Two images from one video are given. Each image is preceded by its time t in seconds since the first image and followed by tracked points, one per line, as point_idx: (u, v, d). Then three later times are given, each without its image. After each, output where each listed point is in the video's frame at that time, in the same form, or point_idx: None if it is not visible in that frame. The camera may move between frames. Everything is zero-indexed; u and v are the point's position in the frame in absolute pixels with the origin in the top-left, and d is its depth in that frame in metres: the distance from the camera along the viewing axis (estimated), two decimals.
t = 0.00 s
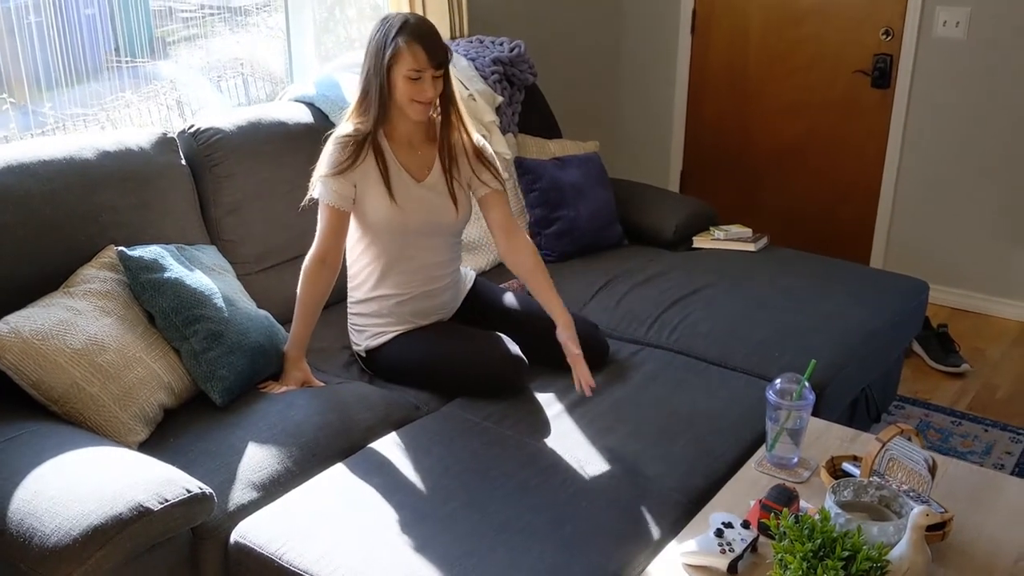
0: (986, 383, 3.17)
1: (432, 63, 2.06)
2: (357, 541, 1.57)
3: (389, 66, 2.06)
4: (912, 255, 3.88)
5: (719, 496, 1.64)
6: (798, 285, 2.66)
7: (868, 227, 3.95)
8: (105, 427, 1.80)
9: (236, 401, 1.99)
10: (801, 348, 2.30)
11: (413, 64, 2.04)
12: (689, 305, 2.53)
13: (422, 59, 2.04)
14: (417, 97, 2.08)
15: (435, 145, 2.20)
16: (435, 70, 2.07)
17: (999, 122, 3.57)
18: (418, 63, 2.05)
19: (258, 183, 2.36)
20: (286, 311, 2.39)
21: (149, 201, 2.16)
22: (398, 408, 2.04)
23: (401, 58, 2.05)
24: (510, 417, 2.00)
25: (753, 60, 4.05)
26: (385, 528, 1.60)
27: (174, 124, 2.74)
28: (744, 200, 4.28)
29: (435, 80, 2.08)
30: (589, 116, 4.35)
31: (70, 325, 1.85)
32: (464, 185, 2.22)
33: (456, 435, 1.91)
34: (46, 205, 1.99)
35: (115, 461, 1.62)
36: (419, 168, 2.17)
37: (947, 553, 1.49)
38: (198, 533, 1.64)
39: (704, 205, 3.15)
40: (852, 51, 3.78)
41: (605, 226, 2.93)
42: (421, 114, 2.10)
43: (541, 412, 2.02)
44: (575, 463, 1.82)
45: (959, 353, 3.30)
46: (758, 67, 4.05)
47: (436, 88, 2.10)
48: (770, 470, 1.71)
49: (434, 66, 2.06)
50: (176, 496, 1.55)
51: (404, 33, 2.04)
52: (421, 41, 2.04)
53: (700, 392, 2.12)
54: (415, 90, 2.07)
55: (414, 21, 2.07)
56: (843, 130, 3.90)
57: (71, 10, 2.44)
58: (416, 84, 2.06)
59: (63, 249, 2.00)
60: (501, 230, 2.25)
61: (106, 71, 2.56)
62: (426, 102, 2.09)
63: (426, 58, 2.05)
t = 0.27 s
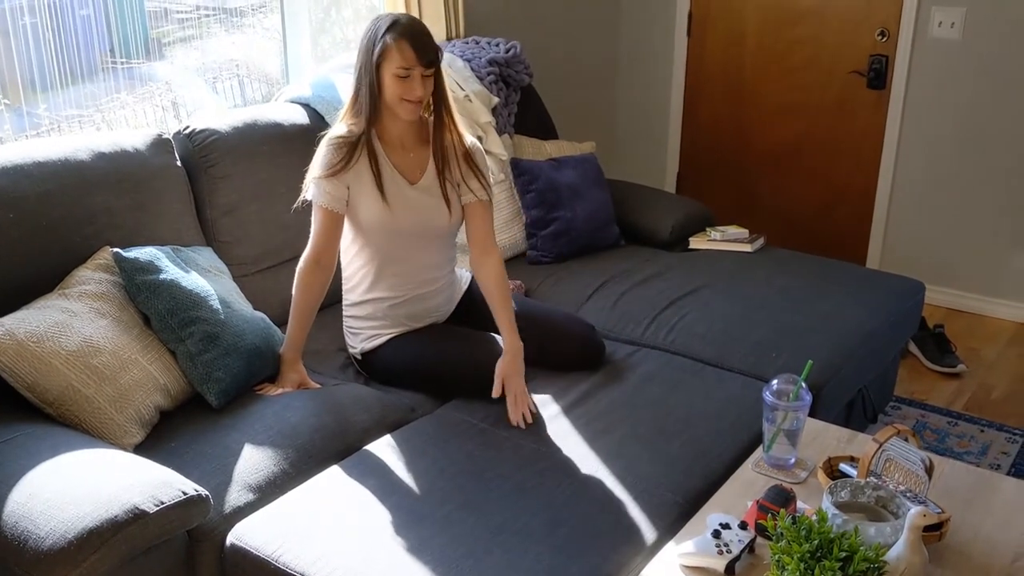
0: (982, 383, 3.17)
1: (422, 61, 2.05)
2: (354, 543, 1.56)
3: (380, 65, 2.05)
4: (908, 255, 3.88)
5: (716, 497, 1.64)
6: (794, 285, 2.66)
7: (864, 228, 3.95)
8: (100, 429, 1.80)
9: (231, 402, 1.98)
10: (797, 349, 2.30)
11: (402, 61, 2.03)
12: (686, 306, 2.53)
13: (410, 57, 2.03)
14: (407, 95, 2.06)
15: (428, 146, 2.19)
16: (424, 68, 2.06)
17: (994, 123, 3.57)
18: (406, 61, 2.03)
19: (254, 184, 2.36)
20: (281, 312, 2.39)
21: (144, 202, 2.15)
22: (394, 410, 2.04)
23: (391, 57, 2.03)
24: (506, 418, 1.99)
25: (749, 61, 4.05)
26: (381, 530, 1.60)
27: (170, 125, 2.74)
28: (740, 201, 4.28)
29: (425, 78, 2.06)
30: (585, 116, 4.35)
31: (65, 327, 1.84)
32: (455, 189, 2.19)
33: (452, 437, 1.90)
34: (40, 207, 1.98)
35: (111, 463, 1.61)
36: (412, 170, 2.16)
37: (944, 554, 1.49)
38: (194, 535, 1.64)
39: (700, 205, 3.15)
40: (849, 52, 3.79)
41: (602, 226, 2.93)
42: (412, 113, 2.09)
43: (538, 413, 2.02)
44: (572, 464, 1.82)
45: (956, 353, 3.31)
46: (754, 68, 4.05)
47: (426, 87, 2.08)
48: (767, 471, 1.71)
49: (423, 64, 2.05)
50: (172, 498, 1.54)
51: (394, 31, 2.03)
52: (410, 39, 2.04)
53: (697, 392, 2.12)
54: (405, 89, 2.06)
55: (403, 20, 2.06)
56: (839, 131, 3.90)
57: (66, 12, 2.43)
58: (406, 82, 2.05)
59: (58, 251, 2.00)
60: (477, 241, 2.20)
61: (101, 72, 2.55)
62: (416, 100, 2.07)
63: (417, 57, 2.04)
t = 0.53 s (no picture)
0: (982, 383, 3.17)
1: (404, 55, 2.06)
2: (353, 544, 1.56)
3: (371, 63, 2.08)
4: (908, 255, 3.88)
5: (716, 498, 1.64)
6: (795, 286, 2.66)
7: (864, 228, 3.95)
8: (99, 430, 1.80)
9: (231, 403, 1.98)
10: (797, 349, 2.30)
11: (385, 54, 2.05)
12: (685, 307, 2.53)
13: (391, 49, 2.05)
14: (390, 90, 2.08)
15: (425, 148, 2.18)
16: (406, 62, 2.07)
17: (993, 123, 3.57)
18: (386, 54, 2.05)
19: (253, 185, 2.36)
20: (281, 312, 2.39)
21: (143, 202, 2.15)
22: (393, 410, 2.03)
23: (379, 53, 2.06)
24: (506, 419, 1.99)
25: (748, 61, 4.05)
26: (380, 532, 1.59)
27: (170, 125, 2.74)
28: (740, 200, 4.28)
29: (408, 71, 2.07)
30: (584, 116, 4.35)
31: (64, 328, 1.84)
32: (454, 189, 2.18)
33: (451, 438, 1.90)
34: (39, 207, 1.98)
35: (110, 464, 1.61)
36: (412, 171, 2.16)
37: (944, 554, 1.49)
38: (193, 536, 1.63)
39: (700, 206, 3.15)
40: (849, 52, 3.79)
41: (602, 226, 2.93)
42: (399, 107, 2.09)
43: (537, 414, 2.01)
44: (571, 465, 1.82)
45: (955, 353, 3.30)
46: (753, 68, 4.05)
47: (414, 81, 2.09)
48: (767, 471, 1.71)
49: (405, 57, 2.06)
50: (171, 499, 1.54)
51: (382, 28, 2.06)
52: (398, 35, 2.06)
53: (696, 393, 2.12)
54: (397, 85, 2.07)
55: (390, 18, 2.09)
56: (839, 131, 3.90)
57: (65, 12, 2.43)
58: (390, 75, 2.07)
59: (58, 251, 2.00)
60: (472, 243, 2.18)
61: (100, 72, 2.55)
62: (401, 94, 2.08)
63: (403, 51, 2.06)
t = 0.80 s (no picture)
0: (981, 383, 3.17)
1: (401, 53, 2.06)
2: (352, 544, 1.56)
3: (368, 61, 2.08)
4: (907, 255, 3.88)
5: (715, 498, 1.64)
6: (794, 285, 2.66)
7: (864, 227, 3.95)
8: (96, 429, 1.79)
9: (229, 403, 1.98)
10: (796, 349, 2.29)
11: (382, 53, 2.05)
12: (685, 306, 2.53)
13: (388, 48, 2.05)
14: (386, 88, 2.07)
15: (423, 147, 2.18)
16: (403, 61, 2.06)
17: (993, 122, 3.57)
18: (382, 53, 2.05)
19: (251, 184, 2.35)
20: (279, 312, 2.38)
21: (141, 202, 2.15)
22: (391, 410, 2.03)
23: (376, 51, 2.06)
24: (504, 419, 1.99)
25: (748, 60, 4.05)
26: (378, 531, 1.59)
27: (169, 125, 2.74)
28: (739, 200, 4.28)
29: (404, 70, 2.07)
30: (584, 116, 4.35)
31: (62, 327, 1.84)
32: (451, 189, 2.17)
33: (450, 438, 1.90)
34: (37, 207, 1.98)
35: (108, 464, 1.61)
36: (408, 170, 2.15)
37: (943, 554, 1.48)
38: (191, 536, 1.63)
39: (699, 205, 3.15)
40: (848, 51, 3.78)
41: (601, 226, 2.93)
42: (395, 106, 2.09)
43: (536, 413, 2.01)
44: (570, 464, 1.82)
45: (955, 353, 3.30)
46: (752, 67, 4.05)
47: (410, 80, 2.09)
48: (767, 471, 1.71)
49: (402, 56, 2.06)
50: (168, 499, 1.54)
51: (379, 27, 2.06)
52: (394, 34, 2.05)
53: (696, 393, 2.12)
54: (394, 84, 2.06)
55: (388, 16, 2.09)
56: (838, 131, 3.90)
57: (65, 12, 2.42)
58: (386, 73, 2.06)
59: (56, 251, 1.99)
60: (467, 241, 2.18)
61: (100, 72, 2.55)
62: (396, 93, 2.07)
63: (399, 50, 2.06)
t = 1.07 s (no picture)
0: (981, 383, 3.16)
1: (395, 52, 2.06)
2: (349, 544, 1.55)
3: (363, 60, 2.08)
4: (907, 255, 3.87)
5: (713, 498, 1.63)
6: (793, 285, 2.65)
7: (863, 227, 3.94)
8: (94, 430, 1.79)
9: (227, 403, 1.97)
10: (795, 349, 2.29)
11: (376, 51, 2.05)
12: (683, 306, 2.52)
13: (382, 46, 2.05)
14: (378, 86, 2.07)
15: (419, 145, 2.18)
16: (397, 59, 2.06)
17: (993, 122, 3.57)
18: (376, 51, 2.05)
19: (249, 184, 2.35)
20: (277, 312, 2.38)
21: (139, 201, 2.14)
22: (389, 410, 2.03)
23: (370, 49, 2.06)
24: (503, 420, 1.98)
25: (747, 60, 4.04)
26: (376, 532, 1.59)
27: (168, 124, 2.73)
28: (738, 199, 4.27)
29: (397, 68, 2.07)
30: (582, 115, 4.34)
31: (59, 327, 1.83)
32: (447, 188, 2.17)
33: (448, 438, 1.90)
34: (35, 206, 1.97)
35: (105, 464, 1.61)
36: (404, 169, 2.15)
37: (943, 554, 1.48)
38: (188, 536, 1.63)
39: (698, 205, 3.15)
40: (847, 51, 3.78)
41: (600, 226, 2.92)
42: (388, 103, 2.09)
43: (534, 413, 2.01)
44: (568, 465, 1.81)
45: (954, 353, 3.30)
46: (752, 67, 4.04)
47: (404, 78, 2.09)
48: (765, 471, 1.70)
49: (395, 54, 2.06)
50: (166, 499, 1.54)
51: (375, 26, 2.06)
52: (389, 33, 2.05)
53: (695, 393, 2.11)
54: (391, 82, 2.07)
55: (382, 15, 2.09)
56: (837, 130, 3.90)
57: (63, 11, 2.42)
58: (380, 72, 2.06)
59: (53, 251, 1.99)
60: (466, 239, 2.18)
61: (98, 71, 2.54)
62: (389, 90, 2.07)
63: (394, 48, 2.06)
